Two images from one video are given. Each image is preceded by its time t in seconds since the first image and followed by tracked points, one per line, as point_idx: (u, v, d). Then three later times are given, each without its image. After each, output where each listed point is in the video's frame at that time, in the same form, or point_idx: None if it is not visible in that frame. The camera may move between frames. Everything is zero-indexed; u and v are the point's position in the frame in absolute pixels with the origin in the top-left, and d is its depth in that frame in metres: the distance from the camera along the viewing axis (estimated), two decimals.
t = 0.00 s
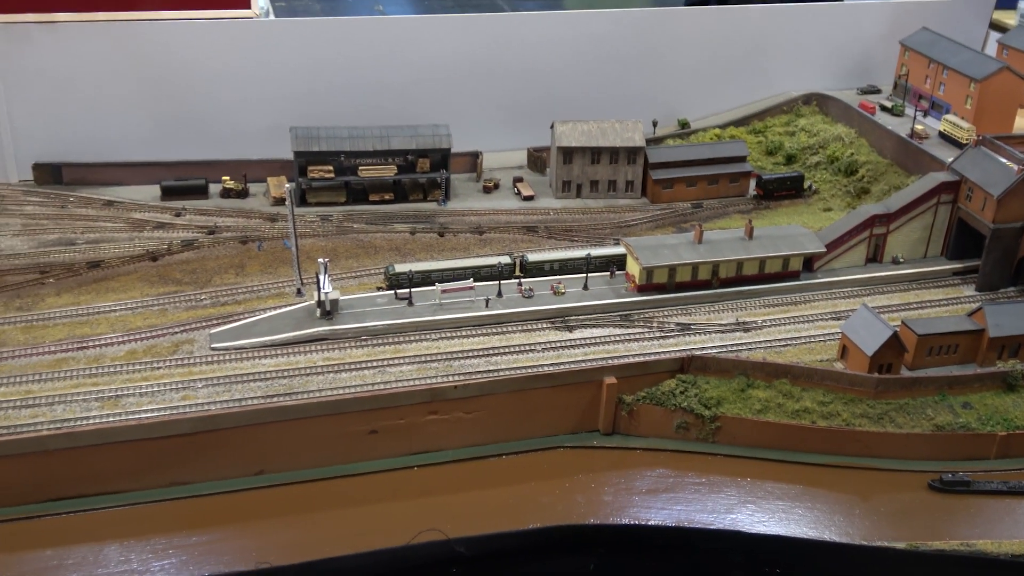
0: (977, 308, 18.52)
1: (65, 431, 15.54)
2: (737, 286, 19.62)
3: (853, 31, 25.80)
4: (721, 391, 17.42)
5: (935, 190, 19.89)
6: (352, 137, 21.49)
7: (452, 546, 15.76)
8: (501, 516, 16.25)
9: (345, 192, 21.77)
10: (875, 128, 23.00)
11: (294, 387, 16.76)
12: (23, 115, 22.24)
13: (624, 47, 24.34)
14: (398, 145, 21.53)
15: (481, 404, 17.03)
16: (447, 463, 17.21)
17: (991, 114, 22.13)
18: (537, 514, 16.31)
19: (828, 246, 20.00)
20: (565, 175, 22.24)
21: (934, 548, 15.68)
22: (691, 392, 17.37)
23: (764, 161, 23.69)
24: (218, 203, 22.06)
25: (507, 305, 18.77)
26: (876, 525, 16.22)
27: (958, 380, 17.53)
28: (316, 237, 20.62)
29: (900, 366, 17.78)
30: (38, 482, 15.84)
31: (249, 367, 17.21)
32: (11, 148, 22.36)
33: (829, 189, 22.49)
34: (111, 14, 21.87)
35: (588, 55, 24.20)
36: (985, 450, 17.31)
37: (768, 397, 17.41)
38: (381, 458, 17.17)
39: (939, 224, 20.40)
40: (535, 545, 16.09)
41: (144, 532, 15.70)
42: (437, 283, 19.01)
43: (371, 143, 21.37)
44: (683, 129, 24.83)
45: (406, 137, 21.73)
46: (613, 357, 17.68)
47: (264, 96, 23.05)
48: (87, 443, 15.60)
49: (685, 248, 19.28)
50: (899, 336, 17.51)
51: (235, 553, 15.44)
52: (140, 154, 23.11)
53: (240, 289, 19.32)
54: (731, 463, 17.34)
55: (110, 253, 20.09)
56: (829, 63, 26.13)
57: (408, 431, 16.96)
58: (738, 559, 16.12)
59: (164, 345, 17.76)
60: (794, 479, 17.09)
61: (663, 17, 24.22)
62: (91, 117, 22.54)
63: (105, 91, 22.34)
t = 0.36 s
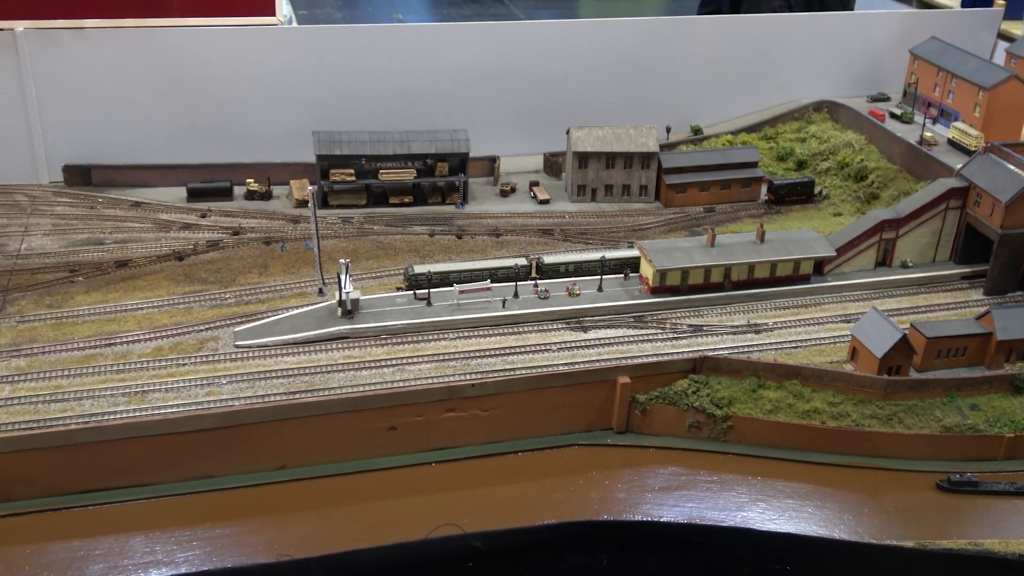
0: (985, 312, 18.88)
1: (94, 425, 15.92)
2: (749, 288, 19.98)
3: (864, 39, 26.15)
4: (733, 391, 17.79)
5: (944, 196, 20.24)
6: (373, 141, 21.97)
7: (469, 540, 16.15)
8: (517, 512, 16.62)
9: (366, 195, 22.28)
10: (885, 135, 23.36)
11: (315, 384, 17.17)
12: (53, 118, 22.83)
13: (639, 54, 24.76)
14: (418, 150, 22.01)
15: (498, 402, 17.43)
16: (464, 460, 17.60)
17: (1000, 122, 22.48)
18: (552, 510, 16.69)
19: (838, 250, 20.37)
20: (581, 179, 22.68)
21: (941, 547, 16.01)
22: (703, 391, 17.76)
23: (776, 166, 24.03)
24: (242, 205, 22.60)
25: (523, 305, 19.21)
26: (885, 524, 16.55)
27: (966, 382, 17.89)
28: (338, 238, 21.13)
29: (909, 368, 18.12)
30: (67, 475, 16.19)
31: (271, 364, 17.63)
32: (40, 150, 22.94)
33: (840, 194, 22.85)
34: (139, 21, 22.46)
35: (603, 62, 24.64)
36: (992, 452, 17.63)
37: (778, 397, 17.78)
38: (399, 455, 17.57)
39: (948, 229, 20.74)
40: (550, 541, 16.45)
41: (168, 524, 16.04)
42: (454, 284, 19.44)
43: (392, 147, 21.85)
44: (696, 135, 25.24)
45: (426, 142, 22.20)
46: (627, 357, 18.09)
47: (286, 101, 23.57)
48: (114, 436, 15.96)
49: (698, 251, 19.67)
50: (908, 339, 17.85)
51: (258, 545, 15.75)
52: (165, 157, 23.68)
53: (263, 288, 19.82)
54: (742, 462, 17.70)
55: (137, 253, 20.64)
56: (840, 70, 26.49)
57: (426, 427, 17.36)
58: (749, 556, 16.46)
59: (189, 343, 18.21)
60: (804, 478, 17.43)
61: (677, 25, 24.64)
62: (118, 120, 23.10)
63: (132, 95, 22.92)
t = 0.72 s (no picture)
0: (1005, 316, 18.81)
1: (116, 424, 16.03)
2: (768, 292, 20.00)
3: (882, 42, 26.09)
4: (751, 395, 17.77)
5: (963, 200, 20.18)
6: (393, 143, 22.09)
7: (488, 541, 16.18)
8: (535, 513, 16.65)
9: (385, 198, 22.39)
10: (904, 139, 23.34)
11: (335, 385, 17.24)
12: (75, 121, 23.04)
13: (657, 58, 24.78)
14: (437, 152, 22.09)
15: (517, 404, 17.46)
16: (482, 461, 17.63)
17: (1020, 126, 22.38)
18: (570, 512, 16.70)
19: (857, 253, 20.31)
20: (599, 182, 22.72)
21: (961, 552, 15.93)
22: (721, 395, 17.74)
23: (794, 170, 24.00)
24: (262, 207, 22.76)
25: (542, 308, 19.25)
26: (904, 528, 16.50)
27: (986, 387, 17.81)
28: (357, 240, 21.26)
29: (928, 372, 18.04)
30: (89, 473, 16.29)
31: (291, 365, 17.72)
32: (63, 152, 23.17)
33: (858, 198, 22.79)
34: (162, 24, 22.65)
35: (621, 65, 24.68)
36: (1012, 457, 17.55)
37: (797, 401, 17.74)
38: (418, 456, 17.61)
39: (967, 233, 20.69)
40: (568, 542, 16.46)
41: (189, 523, 16.15)
42: (473, 286, 19.50)
43: (411, 150, 21.95)
44: (714, 138, 25.23)
45: (444, 144, 22.28)
46: (645, 360, 18.09)
47: (306, 103, 23.71)
48: (135, 436, 16.07)
49: (716, 254, 19.66)
50: (927, 343, 17.80)
51: (277, 545, 15.83)
52: (186, 159, 23.83)
53: (284, 289, 19.94)
54: (761, 465, 17.66)
55: (158, 254, 20.80)
56: (858, 74, 26.43)
57: (445, 429, 17.40)
58: (768, 559, 16.44)
59: (210, 343, 18.32)
60: (823, 482, 17.38)
61: (695, 29, 24.65)
62: (139, 122, 23.28)
63: (154, 98, 23.12)
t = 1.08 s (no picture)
0: None
1: (133, 424, 16.05)
2: (786, 296, 19.86)
3: (902, 45, 25.92)
4: (770, 399, 17.66)
5: (984, 205, 20.03)
6: (410, 146, 22.14)
7: (504, 545, 16.13)
8: (552, 517, 16.59)
9: (402, 200, 22.40)
10: (923, 143, 23.20)
11: (352, 387, 17.22)
12: (94, 121, 23.14)
13: (674, 60, 24.70)
14: (454, 154, 22.10)
15: (534, 407, 17.41)
16: (499, 464, 17.59)
17: None
18: (587, 516, 16.64)
19: (876, 258, 20.16)
20: (616, 185, 22.66)
21: (982, 559, 15.80)
22: (739, 399, 17.64)
23: (812, 173, 23.88)
24: (280, 208, 22.82)
25: (559, 311, 19.18)
26: (923, 535, 16.37)
27: (1007, 393, 17.63)
28: (374, 242, 21.28)
29: (948, 378, 17.88)
30: (107, 473, 16.33)
31: (308, 367, 17.72)
32: (82, 153, 23.27)
33: (877, 202, 22.65)
34: (181, 26, 22.70)
35: (639, 68, 24.61)
36: None
37: (816, 406, 17.62)
38: (434, 458, 17.58)
39: (987, 238, 20.54)
40: (585, 546, 16.39)
41: (206, 524, 16.17)
42: (490, 288, 19.48)
43: (428, 152, 21.98)
44: (732, 141, 25.14)
45: (461, 147, 22.29)
46: (663, 363, 18.02)
47: (323, 106, 23.75)
48: (153, 436, 16.09)
49: (734, 258, 19.58)
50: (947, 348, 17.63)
51: (294, 546, 15.84)
52: (204, 160, 23.92)
53: (301, 291, 19.96)
54: (779, 471, 17.56)
55: (176, 255, 20.87)
56: (876, 77, 26.28)
57: (462, 431, 17.36)
58: (786, 565, 16.34)
59: (228, 344, 18.35)
60: (841, 488, 17.27)
61: (714, 32, 24.56)
62: (157, 123, 23.36)
63: (172, 99, 23.19)
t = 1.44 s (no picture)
0: None
1: (150, 425, 16.04)
2: (804, 300, 19.72)
3: (921, 49, 25.74)
4: (788, 404, 17.53)
5: (1005, 210, 19.86)
6: (427, 147, 22.12)
7: (520, 549, 16.05)
8: (568, 521, 16.50)
9: (418, 202, 22.39)
10: (943, 147, 23.05)
11: (368, 389, 17.17)
12: (111, 122, 23.19)
13: (692, 63, 24.60)
14: (471, 156, 22.08)
15: (550, 410, 17.33)
16: (515, 467, 17.51)
17: None
18: (603, 520, 16.54)
19: (895, 262, 20.01)
20: (633, 188, 22.57)
21: (1002, 568, 15.64)
22: (757, 404, 17.51)
23: (830, 177, 23.74)
24: (296, 209, 22.83)
25: (576, 314, 19.10)
26: (943, 543, 16.22)
27: None
28: (390, 244, 21.26)
29: (969, 384, 17.67)
30: (123, 474, 16.33)
31: (324, 368, 17.68)
32: (99, 153, 23.34)
33: (896, 206, 22.49)
34: (199, 27, 22.72)
35: (656, 71, 24.52)
36: None
37: (834, 412, 17.49)
38: (450, 461, 17.52)
39: (1007, 243, 20.37)
40: (601, 550, 16.30)
41: (222, 525, 16.14)
42: (507, 291, 19.41)
43: (445, 154, 21.97)
44: (749, 145, 25.03)
45: (478, 149, 22.26)
46: (680, 367, 17.92)
47: (340, 107, 23.75)
48: (170, 437, 16.08)
49: (752, 262, 19.46)
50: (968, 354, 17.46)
51: (309, 548, 15.80)
52: (220, 161, 23.96)
53: (317, 292, 19.95)
54: (797, 476, 17.43)
55: (193, 256, 20.89)
56: (895, 81, 26.11)
57: (478, 434, 17.29)
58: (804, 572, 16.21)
59: (244, 345, 18.34)
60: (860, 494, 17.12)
61: (732, 35, 24.45)
62: (174, 124, 23.40)
63: (189, 100, 23.23)
